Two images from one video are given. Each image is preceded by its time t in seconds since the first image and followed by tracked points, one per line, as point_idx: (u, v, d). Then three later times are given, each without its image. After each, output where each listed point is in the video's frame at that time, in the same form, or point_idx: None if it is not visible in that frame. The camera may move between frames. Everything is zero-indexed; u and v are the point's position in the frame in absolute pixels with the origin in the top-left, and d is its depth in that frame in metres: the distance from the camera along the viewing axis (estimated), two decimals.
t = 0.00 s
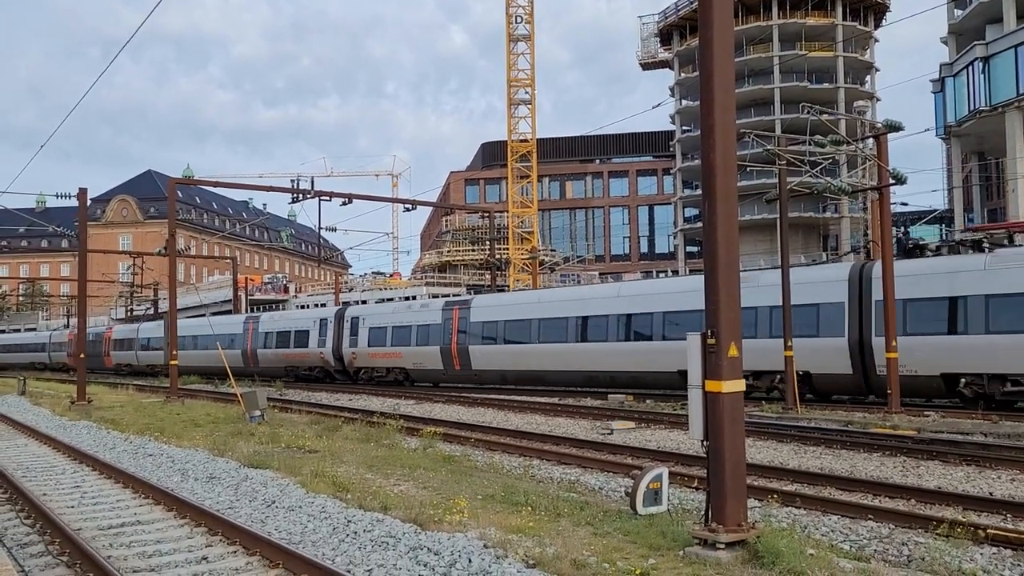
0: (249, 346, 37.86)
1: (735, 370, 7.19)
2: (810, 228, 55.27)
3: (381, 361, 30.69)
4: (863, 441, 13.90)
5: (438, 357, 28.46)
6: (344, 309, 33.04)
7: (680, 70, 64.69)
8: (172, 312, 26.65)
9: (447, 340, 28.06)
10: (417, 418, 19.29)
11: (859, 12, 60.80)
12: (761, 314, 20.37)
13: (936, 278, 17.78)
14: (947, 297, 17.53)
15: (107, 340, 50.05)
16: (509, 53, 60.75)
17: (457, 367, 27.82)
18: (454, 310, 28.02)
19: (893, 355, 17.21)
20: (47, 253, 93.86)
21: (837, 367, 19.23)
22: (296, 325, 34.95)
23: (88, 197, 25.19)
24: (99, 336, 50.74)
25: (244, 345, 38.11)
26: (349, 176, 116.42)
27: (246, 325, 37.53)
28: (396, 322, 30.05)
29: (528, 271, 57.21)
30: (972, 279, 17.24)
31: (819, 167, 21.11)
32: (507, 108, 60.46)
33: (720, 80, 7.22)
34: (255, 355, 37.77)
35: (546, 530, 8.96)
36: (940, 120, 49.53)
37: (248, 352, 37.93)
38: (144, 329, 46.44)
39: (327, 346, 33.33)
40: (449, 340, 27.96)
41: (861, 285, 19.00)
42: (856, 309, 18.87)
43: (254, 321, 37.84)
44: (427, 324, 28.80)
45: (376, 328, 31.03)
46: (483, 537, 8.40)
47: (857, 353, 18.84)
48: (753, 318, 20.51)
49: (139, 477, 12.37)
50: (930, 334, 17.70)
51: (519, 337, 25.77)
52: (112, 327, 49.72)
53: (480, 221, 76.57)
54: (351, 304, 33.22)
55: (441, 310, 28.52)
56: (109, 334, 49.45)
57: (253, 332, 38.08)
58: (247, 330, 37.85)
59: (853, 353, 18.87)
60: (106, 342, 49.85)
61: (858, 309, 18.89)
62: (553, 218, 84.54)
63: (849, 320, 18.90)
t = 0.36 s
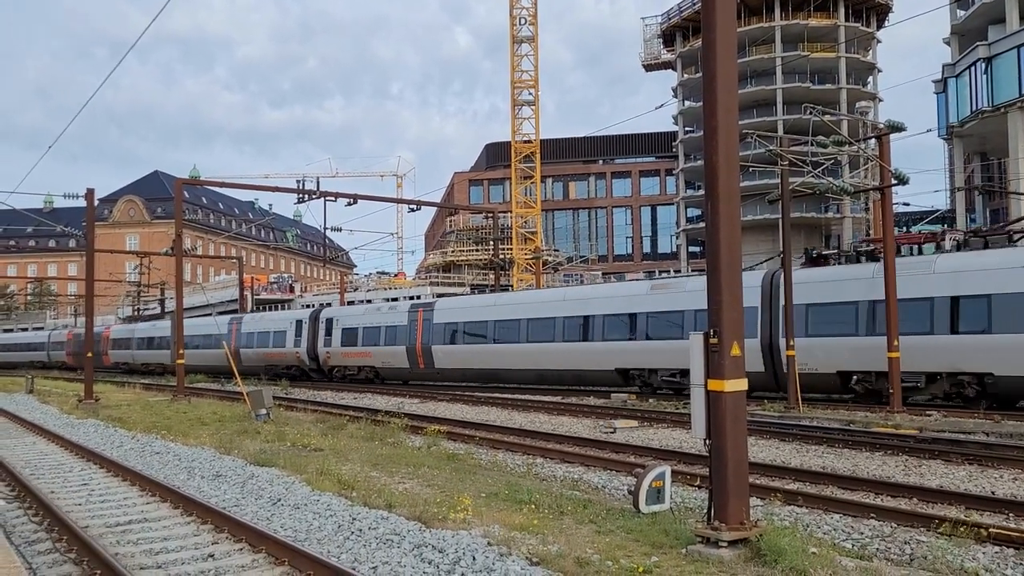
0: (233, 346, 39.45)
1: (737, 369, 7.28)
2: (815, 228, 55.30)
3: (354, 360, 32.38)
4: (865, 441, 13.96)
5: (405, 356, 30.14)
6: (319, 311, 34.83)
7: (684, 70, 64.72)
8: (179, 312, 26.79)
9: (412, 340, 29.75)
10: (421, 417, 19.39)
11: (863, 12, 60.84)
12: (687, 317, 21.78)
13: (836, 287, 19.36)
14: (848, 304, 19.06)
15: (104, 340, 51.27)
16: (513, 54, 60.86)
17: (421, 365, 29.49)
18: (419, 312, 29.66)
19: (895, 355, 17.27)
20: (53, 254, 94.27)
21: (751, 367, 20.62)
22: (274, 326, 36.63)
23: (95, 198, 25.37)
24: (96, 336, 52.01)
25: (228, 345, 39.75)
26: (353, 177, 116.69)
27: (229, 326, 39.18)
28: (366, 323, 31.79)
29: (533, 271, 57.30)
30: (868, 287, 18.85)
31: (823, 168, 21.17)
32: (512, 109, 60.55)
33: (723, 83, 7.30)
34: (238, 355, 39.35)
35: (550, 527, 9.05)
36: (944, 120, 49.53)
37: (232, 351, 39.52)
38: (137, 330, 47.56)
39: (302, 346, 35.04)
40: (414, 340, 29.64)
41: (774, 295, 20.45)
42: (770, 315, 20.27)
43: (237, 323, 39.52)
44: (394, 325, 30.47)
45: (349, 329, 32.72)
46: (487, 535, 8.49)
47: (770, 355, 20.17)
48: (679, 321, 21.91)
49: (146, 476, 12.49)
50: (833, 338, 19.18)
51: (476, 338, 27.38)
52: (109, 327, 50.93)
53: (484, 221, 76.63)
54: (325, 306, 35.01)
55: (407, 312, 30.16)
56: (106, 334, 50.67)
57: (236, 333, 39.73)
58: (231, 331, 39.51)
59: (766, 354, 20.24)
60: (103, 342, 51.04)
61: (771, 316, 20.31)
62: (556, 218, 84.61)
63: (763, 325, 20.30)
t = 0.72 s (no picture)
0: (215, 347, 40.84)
1: (744, 370, 7.15)
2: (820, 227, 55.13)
3: (327, 361, 33.71)
4: (874, 442, 13.82)
5: (374, 356, 31.42)
6: (295, 313, 36.21)
7: (689, 69, 64.59)
8: (183, 312, 26.72)
9: (381, 341, 31.04)
10: (426, 418, 19.28)
11: (870, 10, 60.61)
12: (629, 321, 23.07)
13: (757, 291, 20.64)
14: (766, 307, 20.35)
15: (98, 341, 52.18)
16: (518, 53, 60.73)
17: (390, 366, 30.74)
18: (388, 314, 30.93)
19: (904, 356, 17.11)
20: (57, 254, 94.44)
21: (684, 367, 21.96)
22: (253, 328, 38.04)
23: (98, 198, 25.30)
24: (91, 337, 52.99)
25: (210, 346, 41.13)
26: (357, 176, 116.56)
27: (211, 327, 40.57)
28: (339, 325, 33.17)
29: (537, 271, 57.29)
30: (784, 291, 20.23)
31: (829, 165, 20.98)
32: (516, 108, 60.43)
33: (729, 80, 7.18)
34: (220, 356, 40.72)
35: (555, 530, 8.94)
36: (951, 119, 49.30)
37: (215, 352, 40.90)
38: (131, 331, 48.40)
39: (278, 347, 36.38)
40: (382, 341, 30.91)
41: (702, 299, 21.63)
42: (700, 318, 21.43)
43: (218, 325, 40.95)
44: (364, 327, 31.79)
45: (324, 330, 34.04)
46: (492, 537, 8.39)
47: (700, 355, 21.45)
48: (622, 324, 23.21)
49: (149, 478, 12.39)
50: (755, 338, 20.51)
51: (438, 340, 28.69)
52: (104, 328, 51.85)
53: (489, 221, 76.51)
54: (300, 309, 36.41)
55: (377, 314, 31.47)
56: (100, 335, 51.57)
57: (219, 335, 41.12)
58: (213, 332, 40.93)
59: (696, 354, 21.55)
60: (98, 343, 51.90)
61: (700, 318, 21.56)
62: (562, 217, 84.50)
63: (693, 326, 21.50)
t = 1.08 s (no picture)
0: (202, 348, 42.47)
1: (748, 370, 7.15)
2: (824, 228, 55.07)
3: (302, 362, 35.38)
4: (878, 442, 13.81)
5: (348, 356, 33.22)
6: (271, 317, 37.94)
7: (693, 69, 64.51)
8: (187, 313, 26.73)
9: (353, 342, 32.85)
10: (430, 419, 19.29)
11: (874, 10, 60.52)
12: (575, 324, 24.57)
13: (686, 296, 21.99)
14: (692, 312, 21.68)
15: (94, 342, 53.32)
16: (521, 53, 60.71)
17: (361, 366, 32.49)
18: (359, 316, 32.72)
19: (908, 355, 17.09)
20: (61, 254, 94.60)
21: (623, 367, 23.48)
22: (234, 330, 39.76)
23: (103, 199, 25.34)
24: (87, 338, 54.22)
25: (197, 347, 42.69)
26: (360, 176, 116.85)
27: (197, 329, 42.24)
28: (314, 327, 34.89)
29: (541, 272, 57.27)
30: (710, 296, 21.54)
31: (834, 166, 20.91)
32: (520, 108, 60.42)
33: (732, 82, 7.18)
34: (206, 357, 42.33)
35: (560, 531, 8.94)
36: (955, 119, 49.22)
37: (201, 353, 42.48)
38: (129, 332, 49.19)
39: (256, 348, 38.06)
40: (354, 343, 32.66)
41: (639, 304, 23.18)
42: (637, 322, 22.96)
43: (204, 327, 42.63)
44: (338, 329, 33.59)
45: (300, 332, 35.71)
46: (496, 538, 8.40)
47: (637, 356, 22.93)
48: (569, 327, 24.69)
49: (154, 478, 12.39)
50: (682, 341, 21.80)
51: (404, 341, 30.25)
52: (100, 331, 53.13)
53: (492, 222, 76.48)
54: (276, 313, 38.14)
55: (349, 317, 33.27)
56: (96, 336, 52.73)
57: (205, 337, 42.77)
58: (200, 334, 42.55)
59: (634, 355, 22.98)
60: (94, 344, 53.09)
61: (637, 321, 23.04)
62: (565, 218, 84.40)
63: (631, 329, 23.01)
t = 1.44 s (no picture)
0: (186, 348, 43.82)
1: (750, 370, 7.15)
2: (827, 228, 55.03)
3: (278, 361, 36.60)
4: (881, 442, 13.80)
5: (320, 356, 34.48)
6: (250, 318, 39.26)
7: (695, 69, 64.49)
8: (189, 313, 26.75)
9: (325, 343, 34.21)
10: (432, 419, 19.28)
11: (876, 9, 60.49)
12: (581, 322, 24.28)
13: (627, 301, 23.25)
14: (632, 314, 22.96)
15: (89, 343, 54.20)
16: (523, 53, 60.73)
17: (333, 366, 33.86)
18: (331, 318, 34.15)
19: (911, 355, 17.06)
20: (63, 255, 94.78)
21: (568, 367, 24.76)
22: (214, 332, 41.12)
23: (105, 199, 25.37)
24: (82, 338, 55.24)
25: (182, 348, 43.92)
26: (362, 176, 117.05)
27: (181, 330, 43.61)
28: (289, 328, 36.16)
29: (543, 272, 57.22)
30: (648, 300, 22.78)
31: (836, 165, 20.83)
32: (521, 108, 60.46)
33: (734, 82, 7.18)
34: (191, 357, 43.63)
35: (562, 531, 8.94)
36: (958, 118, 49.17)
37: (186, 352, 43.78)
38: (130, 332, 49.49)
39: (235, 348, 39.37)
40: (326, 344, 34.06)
41: (583, 307, 24.42)
42: (580, 325, 24.15)
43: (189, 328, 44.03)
44: (310, 330, 34.95)
45: (275, 333, 36.97)
46: (498, 538, 8.40)
47: (582, 357, 24.15)
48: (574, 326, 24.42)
49: (157, 479, 12.41)
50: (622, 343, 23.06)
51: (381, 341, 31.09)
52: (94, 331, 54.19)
53: (495, 222, 76.50)
54: (254, 315, 39.47)
55: (321, 319, 34.63)
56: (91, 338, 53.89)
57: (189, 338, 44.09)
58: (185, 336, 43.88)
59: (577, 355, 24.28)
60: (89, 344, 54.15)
61: (581, 324, 24.26)
62: (567, 217, 84.37)
63: (575, 331, 24.22)
